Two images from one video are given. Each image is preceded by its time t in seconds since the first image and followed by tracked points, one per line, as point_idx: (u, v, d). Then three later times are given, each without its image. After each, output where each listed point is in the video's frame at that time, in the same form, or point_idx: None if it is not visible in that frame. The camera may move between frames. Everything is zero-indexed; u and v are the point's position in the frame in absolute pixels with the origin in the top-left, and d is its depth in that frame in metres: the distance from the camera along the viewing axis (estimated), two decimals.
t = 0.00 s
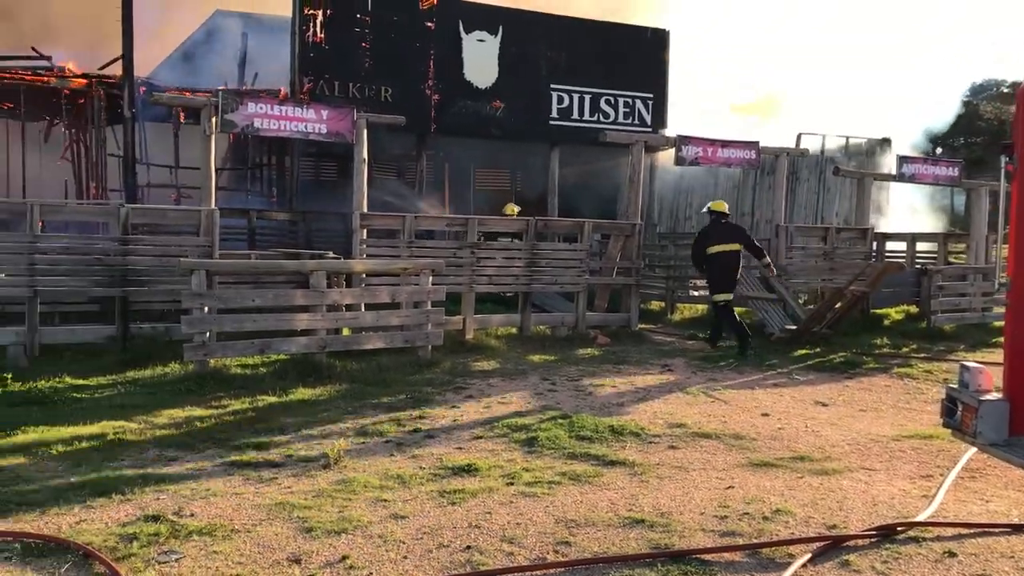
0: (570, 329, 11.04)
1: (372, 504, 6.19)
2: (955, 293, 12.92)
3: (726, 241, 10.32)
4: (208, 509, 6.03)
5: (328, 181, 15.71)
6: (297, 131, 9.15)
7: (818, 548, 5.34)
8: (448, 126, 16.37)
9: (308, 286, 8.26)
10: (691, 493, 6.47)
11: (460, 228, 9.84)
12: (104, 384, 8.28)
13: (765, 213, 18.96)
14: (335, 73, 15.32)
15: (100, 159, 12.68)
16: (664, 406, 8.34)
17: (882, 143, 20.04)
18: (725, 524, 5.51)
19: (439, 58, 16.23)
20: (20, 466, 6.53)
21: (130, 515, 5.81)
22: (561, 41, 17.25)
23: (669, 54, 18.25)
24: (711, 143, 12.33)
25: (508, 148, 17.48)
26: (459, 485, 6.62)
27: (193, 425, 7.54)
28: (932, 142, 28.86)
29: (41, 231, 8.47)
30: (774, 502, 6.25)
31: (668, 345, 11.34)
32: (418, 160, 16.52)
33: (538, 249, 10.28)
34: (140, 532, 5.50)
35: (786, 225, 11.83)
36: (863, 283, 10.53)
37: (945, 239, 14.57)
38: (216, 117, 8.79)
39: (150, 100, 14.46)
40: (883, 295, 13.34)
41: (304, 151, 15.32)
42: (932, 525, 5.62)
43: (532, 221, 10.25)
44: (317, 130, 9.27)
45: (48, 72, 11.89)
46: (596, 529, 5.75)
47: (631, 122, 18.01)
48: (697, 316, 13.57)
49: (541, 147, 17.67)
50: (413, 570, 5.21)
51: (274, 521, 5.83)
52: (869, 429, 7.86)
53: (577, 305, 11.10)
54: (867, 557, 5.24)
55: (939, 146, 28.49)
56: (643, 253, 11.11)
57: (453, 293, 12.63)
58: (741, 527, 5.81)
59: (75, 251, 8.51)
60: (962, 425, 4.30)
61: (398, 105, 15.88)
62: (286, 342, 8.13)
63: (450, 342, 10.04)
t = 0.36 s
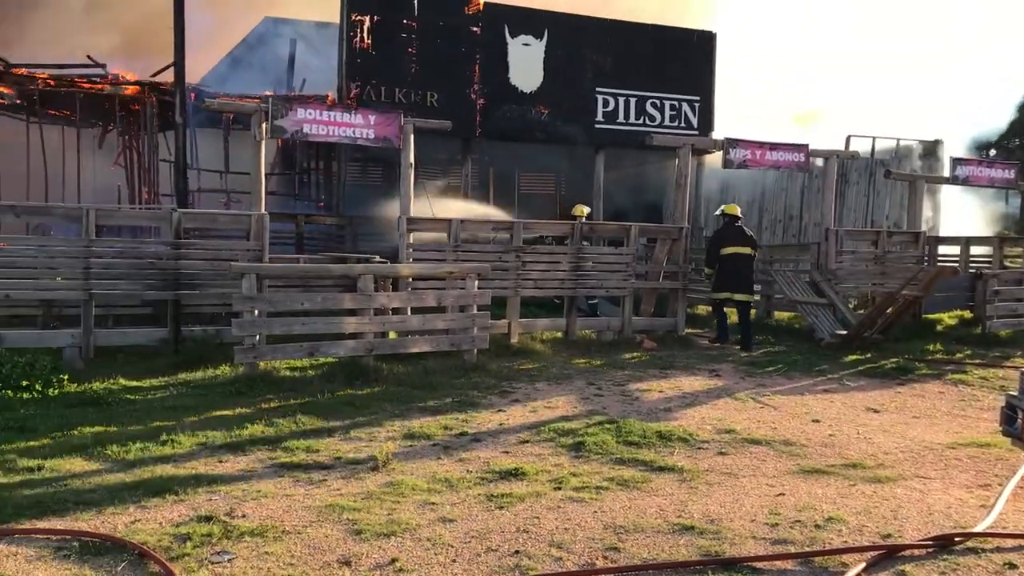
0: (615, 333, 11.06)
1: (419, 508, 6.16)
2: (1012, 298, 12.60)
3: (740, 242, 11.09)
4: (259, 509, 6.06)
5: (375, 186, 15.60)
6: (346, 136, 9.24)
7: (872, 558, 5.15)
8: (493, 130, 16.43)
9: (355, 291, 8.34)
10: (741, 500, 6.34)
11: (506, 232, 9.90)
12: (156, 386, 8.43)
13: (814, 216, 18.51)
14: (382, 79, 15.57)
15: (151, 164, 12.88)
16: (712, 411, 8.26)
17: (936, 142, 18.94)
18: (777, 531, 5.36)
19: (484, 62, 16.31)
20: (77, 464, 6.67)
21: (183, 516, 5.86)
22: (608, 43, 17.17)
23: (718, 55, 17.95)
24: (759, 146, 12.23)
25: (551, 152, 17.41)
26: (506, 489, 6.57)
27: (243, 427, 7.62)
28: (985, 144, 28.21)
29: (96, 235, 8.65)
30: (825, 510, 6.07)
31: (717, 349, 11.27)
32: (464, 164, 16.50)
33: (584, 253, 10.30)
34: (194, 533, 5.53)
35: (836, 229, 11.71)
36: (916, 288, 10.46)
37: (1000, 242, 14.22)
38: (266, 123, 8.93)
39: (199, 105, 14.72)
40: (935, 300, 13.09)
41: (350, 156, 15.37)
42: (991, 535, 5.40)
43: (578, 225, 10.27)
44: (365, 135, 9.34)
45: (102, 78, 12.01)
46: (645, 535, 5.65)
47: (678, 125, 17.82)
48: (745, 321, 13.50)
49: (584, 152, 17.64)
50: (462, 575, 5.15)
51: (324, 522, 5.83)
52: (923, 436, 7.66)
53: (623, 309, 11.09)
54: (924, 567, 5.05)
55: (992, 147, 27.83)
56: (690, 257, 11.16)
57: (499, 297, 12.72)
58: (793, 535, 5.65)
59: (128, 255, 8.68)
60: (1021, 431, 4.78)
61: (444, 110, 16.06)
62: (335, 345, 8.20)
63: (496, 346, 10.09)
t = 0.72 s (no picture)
0: (651, 337, 10.95)
1: (455, 509, 6.12)
2: None
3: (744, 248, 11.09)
4: (297, 509, 6.06)
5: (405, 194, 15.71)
6: (382, 139, 9.26)
7: (916, 566, 5.02)
8: (527, 131, 16.43)
9: (391, 292, 8.39)
10: (780, 505, 6.23)
11: (541, 234, 9.90)
12: (194, 386, 8.52)
13: (853, 221, 18.20)
14: (417, 82, 15.69)
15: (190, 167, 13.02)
16: (749, 415, 8.20)
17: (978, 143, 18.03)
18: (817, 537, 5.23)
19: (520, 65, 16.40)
20: (119, 463, 6.76)
21: (223, 515, 5.88)
22: (643, 45, 17.20)
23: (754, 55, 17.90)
24: (798, 148, 12.17)
25: (581, 154, 17.65)
26: (542, 491, 6.52)
27: (281, 428, 7.67)
28: None
29: (137, 237, 8.77)
30: (866, 516, 5.93)
31: (754, 353, 11.20)
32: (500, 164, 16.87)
33: (619, 255, 10.31)
34: (233, 531, 5.53)
35: (874, 232, 11.76)
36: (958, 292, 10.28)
37: None
38: (305, 126, 9.05)
39: (237, 110, 14.87)
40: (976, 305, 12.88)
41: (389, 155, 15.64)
42: None
43: (613, 227, 10.26)
44: (402, 138, 9.42)
45: (144, 83, 12.14)
46: (684, 540, 5.55)
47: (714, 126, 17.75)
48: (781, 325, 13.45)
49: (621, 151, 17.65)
50: None
51: (361, 523, 5.81)
52: (966, 443, 7.50)
53: (658, 313, 11.02)
54: None
55: None
56: (726, 260, 11.25)
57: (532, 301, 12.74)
58: (833, 541, 5.53)
59: (169, 257, 8.79)
60: None
61: (479, 112, 16.10)
62: (372, 346, 8.26)
63: (531, 349, 10.11)
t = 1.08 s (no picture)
0: (678, 340, 10.93)
1: (483, 512, 6.08)
2: None
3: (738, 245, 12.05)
4: (326, 510, 6.05)
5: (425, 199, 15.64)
6: (411, 142, 9.34)
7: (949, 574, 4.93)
8: (555, 134, 16.20)
9: (418, 294, 8.41)
10: (810, 511, 6.15)
11: (568, 236, 9.90)
12: (224, 387, 8.58)
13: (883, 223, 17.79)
14: (444, 85, 15.47)
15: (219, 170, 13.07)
16: (779, 420, 8.12)
17: (1013, 144, 17.77)
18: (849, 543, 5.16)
19: (547, 67, 16.14)
20: (150, 463, 6.81)
21: (252, 515, 5.90)
22: (671, 47, 16.87)
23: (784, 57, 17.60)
24: (829, 150, 12.09)
25: (605, 155, 17.46)
26: (571, 494, 6.49)
27: (309, 429, 7.70)
28: None
29: (168, 239, 8.86)
30: (898, 522, 5.84)
31: (782, 357, 11.12)
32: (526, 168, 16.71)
33: (646, 258, 10.29)
34: (262, 532, 5.53)
35: (907, 234, 11.64)
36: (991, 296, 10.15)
37: None
38: (333, 129, 9.12)
39: (265, 112, 14.94)
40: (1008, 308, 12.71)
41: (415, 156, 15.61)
42: None
43: (641, 230, 10.26)
44: (430, 141, 9.47)
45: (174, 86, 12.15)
46: (713, 545, 5.49)
47: (743, 129, 17.45)
48: (811, 328, 13.31)
49: (648, 154, 17.53)
50: None
51: (389, 524, 5.81)
52: (1000, 449, 7.38)
53: (686, 316, 10.97)
54: None
55: None
56: (756, 262, 11.13)
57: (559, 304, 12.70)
58: (865, 547, 5.45)
59: (199, 259, 8.88)
60: None
61: (506, 114, 15.85)
62: (398, 348, 8.28)
63: (558, 351, 10.10)
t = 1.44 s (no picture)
0: (701, 345, 10.89)
1: (506, 517, 6.06)
2: None
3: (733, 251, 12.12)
4: (350, 514, 6.05)
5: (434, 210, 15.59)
6: (432, 147, 9.39)
7: None
8: (576, 138, 16.19)
9: (440, 299, 8.44)
10: (835, 517, 6.09)
11: (590, 240, 9.91)
12: (248, 392, 8.65)
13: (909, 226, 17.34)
14: (466, 90, 15.47)
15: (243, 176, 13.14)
16: (803, 425, 8.08)
17: None
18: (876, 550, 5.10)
19: (569, 71, 16.10)
20: (175, 467, 6.85)
21: (277, 519, 5.91)
22: (693, 51, 16.81)
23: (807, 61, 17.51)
24: (852, 154, 12.03)
25: (623, 159, 17.44)
26: (594, 499, 6.46)
27: (333, 433, 7.73)
28: None
29: (193, 245, 8.95)
30: (926, 529, 5.78)
31: (805, 362, 11.06)
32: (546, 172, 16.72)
33: (668, 262, 10.31)
34: (287, 536, 5.54)
35: (931, 238, 11.56)
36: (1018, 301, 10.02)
37: None
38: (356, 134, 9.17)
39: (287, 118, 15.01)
40: None
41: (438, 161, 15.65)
42: None
43: (663, 234, 10.30)
44: (451, 146, 9.51)
45: (199, 93, 12.21)
46: (737, 551, 5.44)
47: (765, 133, 17.38)
48: (834, 333, 13.20)
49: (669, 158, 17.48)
50: None
51: (413, 529, 5.80)
52: None
53: (709, 320, 10.94)
54: None
55: None
56: (779, 267, 11.10)
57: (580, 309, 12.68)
58: (892, 554, 5.39)
59: (224, 264, 8.97)
60: None
61: (527, 120, 15.85)
62: (420, 352, 8.31)
63: (580, 356, 10.10)
